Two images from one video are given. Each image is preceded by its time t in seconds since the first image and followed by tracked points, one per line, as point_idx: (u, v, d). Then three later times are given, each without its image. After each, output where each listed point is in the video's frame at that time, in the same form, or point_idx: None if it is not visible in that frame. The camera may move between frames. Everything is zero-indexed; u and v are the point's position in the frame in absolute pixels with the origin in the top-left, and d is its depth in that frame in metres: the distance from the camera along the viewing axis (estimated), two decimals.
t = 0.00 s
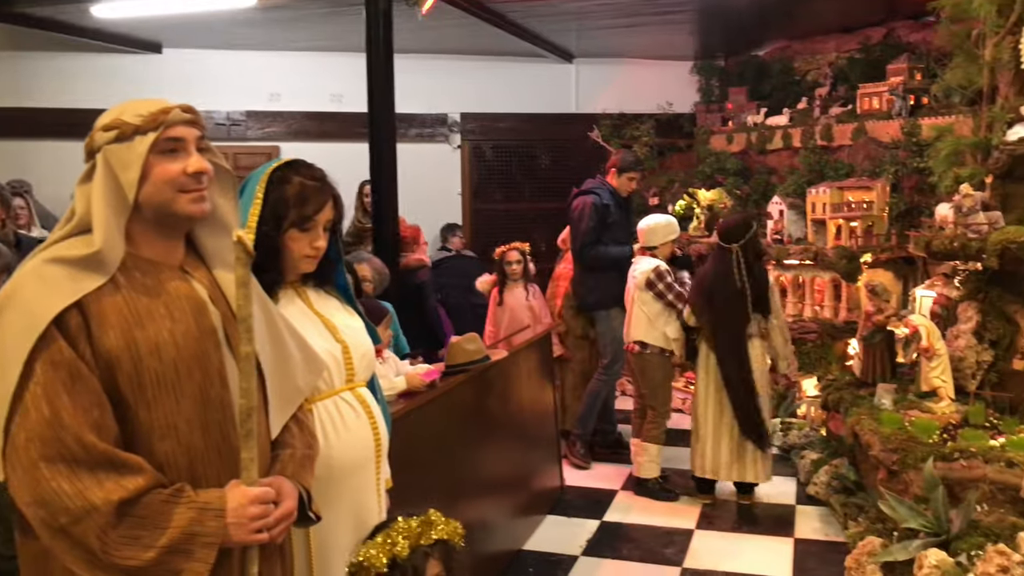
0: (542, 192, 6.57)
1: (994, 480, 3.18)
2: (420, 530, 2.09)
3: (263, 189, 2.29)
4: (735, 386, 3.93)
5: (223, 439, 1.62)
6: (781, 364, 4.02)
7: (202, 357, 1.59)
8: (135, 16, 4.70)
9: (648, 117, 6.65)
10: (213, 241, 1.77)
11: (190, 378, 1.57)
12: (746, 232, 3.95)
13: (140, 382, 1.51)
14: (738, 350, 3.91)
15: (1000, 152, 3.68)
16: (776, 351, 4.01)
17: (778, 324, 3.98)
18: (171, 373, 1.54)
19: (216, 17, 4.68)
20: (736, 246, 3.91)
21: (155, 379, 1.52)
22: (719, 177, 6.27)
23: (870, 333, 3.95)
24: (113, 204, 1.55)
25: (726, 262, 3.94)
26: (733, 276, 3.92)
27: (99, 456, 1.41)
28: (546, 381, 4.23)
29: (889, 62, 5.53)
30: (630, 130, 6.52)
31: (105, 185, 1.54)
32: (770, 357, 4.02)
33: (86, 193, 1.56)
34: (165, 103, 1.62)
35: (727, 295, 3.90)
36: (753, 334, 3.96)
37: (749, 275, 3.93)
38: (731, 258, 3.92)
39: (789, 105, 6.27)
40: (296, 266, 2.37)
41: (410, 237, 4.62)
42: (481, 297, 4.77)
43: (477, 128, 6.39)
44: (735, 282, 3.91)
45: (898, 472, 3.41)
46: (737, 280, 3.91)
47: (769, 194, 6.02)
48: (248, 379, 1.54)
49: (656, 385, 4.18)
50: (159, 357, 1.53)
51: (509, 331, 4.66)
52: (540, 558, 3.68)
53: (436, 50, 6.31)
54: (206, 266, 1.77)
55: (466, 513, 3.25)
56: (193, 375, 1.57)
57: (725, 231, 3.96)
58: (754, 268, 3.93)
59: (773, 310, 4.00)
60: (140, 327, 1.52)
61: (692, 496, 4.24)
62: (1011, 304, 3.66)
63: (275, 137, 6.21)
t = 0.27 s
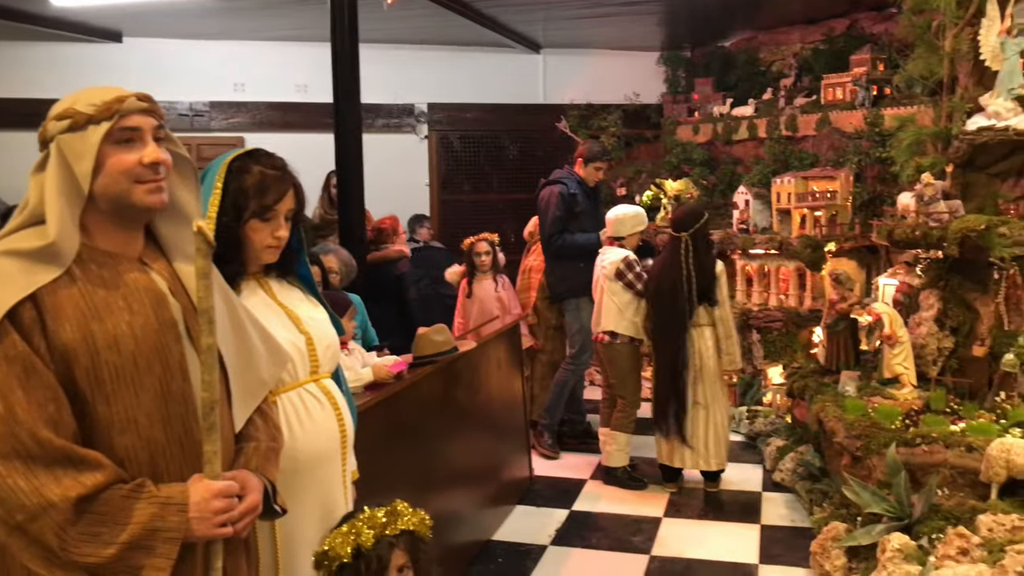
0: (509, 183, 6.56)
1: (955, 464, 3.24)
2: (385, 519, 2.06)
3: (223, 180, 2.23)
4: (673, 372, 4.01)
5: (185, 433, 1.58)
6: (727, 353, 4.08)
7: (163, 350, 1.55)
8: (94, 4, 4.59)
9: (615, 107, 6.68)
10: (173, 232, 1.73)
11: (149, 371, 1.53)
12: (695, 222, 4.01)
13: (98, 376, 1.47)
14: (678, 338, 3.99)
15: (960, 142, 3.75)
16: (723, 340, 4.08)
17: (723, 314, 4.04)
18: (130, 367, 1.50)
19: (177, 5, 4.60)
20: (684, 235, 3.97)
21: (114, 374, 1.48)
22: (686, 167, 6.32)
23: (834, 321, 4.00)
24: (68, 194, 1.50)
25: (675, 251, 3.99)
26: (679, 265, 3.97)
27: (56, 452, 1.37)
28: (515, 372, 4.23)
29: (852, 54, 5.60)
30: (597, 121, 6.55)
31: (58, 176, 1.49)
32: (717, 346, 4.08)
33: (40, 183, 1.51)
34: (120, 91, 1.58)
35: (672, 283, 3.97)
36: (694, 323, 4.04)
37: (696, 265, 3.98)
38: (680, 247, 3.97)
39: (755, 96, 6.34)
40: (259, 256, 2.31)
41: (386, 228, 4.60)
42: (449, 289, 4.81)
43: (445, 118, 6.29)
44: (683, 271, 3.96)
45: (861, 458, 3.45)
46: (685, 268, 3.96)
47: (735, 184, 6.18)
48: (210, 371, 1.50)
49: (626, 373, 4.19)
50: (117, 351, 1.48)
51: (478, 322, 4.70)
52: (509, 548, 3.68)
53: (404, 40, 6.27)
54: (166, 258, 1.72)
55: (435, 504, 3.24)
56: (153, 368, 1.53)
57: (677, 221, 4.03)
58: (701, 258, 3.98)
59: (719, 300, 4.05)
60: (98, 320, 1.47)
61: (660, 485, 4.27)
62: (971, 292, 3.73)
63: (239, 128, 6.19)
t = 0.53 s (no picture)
0: (479, 176, 6.55)
1: (918, 455, 3.29)
2: (353, 510, 2.05)
3: (183, 172, 2.15)
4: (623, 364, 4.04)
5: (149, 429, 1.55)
6: (687, 347, 4.12)
7: (124, 345, 1.52)
8: None
9: (585, 101, 6.70)
10: (135, 225, 1.67)
11: (111, 366, 1.50)
12: (655, 217, 4.03)
13: (58, 373, 1.43)
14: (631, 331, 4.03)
15: (924, 136, 3.80)
16: (682, 334, 4.11)
17: (679, 308, 4.08)
18: (90, 362, 1.46)
19: None
20: (644, 229, 3.99)
21: (74, 370, 1.45)
22: (655, 161, 6.35)
23: (800, 314, 4.05)
24: (25, 187, 1.46)
25: (634, 245, 4.00)
26: (637, 259, 3.99)
27: (13, 450, 1.34)
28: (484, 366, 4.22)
29: (819, 49, 5.66)
30: (567, 115, 6.57)
31: (14, 168, 1.45)
32: (677, 339, 4.11)
33: None
34: (78, 81, 1.54)
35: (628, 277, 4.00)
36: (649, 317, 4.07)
37: (654, 259, 4.01)
38: (639, 242, 3.99)
39: (723, 90, 6.39)
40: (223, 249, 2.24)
41: (364, 220, 4.59)
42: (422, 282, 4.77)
43: (413, 111, 6.31)
44: (640, 265, 3.98)
45: (826, 449, 3.50)
46: (642, 262, 3.98)
47: (703, 178, 6.16)
48: (173, 366, 1.47)
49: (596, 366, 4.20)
50: (77, 347, 1.45)
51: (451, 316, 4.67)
52: (478, 541, 3.68)
53: (373, 32, 6.23)
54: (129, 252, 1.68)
55: (403, 499, 3.22)
56: (115, 363, 1.50)
57: (637, 215, 4.05)
58: (658, 252, 4.00)
59: (675, 295, 4.10)
60: (57, 315, 1.44)
61: (629, 477, 4.30)
62: (934, 284, 3.78)
63: (206, 120, 6.10)
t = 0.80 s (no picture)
0: (449, 172, 6.54)
1: (882, 447, 3.34)
2: (323, 505, 2.03)
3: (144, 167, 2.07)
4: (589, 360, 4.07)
5: (109, 428, 1.52)
6: (652, 342, 4.15)
7: (85, 343, 1.49)
8: None
9: (555, 98, 6.75)
10: (94, 220, 1.63)
11: (71, 365, 1.47)
12: (620, 213, 4.08)
13: (14, 371, 1.40)
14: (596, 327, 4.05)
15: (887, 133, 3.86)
16: (647, 330, 4.15)
17: (646, 304, 4.11)
18: (49, 360, 1.43)
19: None
20: (609, 225, 4.02)
21: (32, 368, 1.42)
22: (625, 158, 6.39)
23: (766, 309, 4.09)
24: None
25: (599, 241, 4.03)
26: (602, 255, 4.02)
27: None
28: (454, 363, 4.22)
29: (785, 46, 5.73)
30: (536, 111, 6.61)
31: None
32: (642, 335, 4.14)
33: None
34: (35, 74, 1.51)
35: (594, 273, 4.02)
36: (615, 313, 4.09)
37: (618, 255, 4.04)
38: (604, 237, 4.02)
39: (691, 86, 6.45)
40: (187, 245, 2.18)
41: (340, 215, 4.61)
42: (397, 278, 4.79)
43: (383, 107, 6.23)
44: (605, 260, 4.01)
45: (793, 442, 3.54)
46: (607, 258, 4.01)
47: (672, 174, 6.27)
48: (136, 364, 1.45)
49: (564, 363, 4.21)
50: (35, 344, 1.42)
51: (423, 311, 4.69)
52: (448, 538, 3.68)
53: (342, 28, 6.18)
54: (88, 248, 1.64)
55: (372, 497, 3.21)
56: (74, 360, 1.47)
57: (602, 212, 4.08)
58: (623, 247, 4.03)
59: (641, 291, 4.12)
60: (13, 312, 1.41)
61: (599, 472, 4.31)
62: (897, 280, 3.84)
63: (171, 115, 6.06)
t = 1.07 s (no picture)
0: (419, 166, 6.50)
1: (848, 438, 3.38)
2: (297, 497, 2.03)
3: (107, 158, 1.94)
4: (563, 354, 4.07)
5: (71, 421, 1.50)
6: (624, 335, 4.16)
7: (45, 336, 1.47)
8: None
9: (526, 91, 6.78)
10: (55, 211, 1.59)
11: (32, 359, 1.44)
12: (591, 206, 4.06)
13: None
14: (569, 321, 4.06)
15: (854, 127, 3.90)
16: (619, 322, 4.15)
17: (618, 298, 4.13)
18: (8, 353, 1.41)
19: None
20: (580, 219, 4.02)
21: None
22: (596, 152, 6.42)
23: (735, 301, 4.13)
24: None
25: (570, 235, 4.03)
26: (574, 249, 4.02)
27: None
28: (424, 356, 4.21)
29: (753, 41, 5.78)
30: (508, 104, 6.63)
31: None
32: (614, 328, 4.15)
33: None
34: None
35: (567, 267, 4.03)
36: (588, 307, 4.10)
37: (590, 248, 4.04)
38: (575, 231, 4.02)
39: (660, 81, 6.49)
40: (153, 235, 2.07)
41: (317, 207, 4.59)
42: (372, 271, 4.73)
43: (352, 99, 6.22)
44: (577, 254, 4.02)
45: (760, 433, 3.57)
46: (579, 252, 4.01)
47: (642, 168, 6.25)
48: (99, 357, 1.43)
49: (535, 357, 4.23)
50: None
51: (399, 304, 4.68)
52: (418, 532, 3.66)
53: (312, 19, 6.12)
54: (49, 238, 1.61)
55: (341, 491, 3.19)
56: (34, 353, 1.45)
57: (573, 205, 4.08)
58: (595, 241, 4.03)
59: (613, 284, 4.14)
60: None
61: (569, 465, 4.33)
62: (863, 272, 3.87)
63: (137, 107, 6.01)
